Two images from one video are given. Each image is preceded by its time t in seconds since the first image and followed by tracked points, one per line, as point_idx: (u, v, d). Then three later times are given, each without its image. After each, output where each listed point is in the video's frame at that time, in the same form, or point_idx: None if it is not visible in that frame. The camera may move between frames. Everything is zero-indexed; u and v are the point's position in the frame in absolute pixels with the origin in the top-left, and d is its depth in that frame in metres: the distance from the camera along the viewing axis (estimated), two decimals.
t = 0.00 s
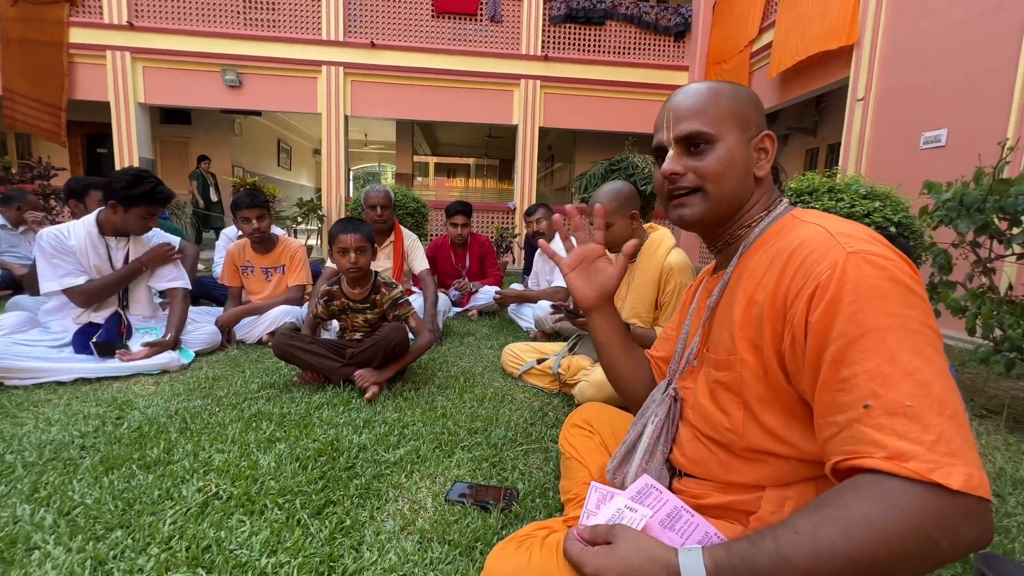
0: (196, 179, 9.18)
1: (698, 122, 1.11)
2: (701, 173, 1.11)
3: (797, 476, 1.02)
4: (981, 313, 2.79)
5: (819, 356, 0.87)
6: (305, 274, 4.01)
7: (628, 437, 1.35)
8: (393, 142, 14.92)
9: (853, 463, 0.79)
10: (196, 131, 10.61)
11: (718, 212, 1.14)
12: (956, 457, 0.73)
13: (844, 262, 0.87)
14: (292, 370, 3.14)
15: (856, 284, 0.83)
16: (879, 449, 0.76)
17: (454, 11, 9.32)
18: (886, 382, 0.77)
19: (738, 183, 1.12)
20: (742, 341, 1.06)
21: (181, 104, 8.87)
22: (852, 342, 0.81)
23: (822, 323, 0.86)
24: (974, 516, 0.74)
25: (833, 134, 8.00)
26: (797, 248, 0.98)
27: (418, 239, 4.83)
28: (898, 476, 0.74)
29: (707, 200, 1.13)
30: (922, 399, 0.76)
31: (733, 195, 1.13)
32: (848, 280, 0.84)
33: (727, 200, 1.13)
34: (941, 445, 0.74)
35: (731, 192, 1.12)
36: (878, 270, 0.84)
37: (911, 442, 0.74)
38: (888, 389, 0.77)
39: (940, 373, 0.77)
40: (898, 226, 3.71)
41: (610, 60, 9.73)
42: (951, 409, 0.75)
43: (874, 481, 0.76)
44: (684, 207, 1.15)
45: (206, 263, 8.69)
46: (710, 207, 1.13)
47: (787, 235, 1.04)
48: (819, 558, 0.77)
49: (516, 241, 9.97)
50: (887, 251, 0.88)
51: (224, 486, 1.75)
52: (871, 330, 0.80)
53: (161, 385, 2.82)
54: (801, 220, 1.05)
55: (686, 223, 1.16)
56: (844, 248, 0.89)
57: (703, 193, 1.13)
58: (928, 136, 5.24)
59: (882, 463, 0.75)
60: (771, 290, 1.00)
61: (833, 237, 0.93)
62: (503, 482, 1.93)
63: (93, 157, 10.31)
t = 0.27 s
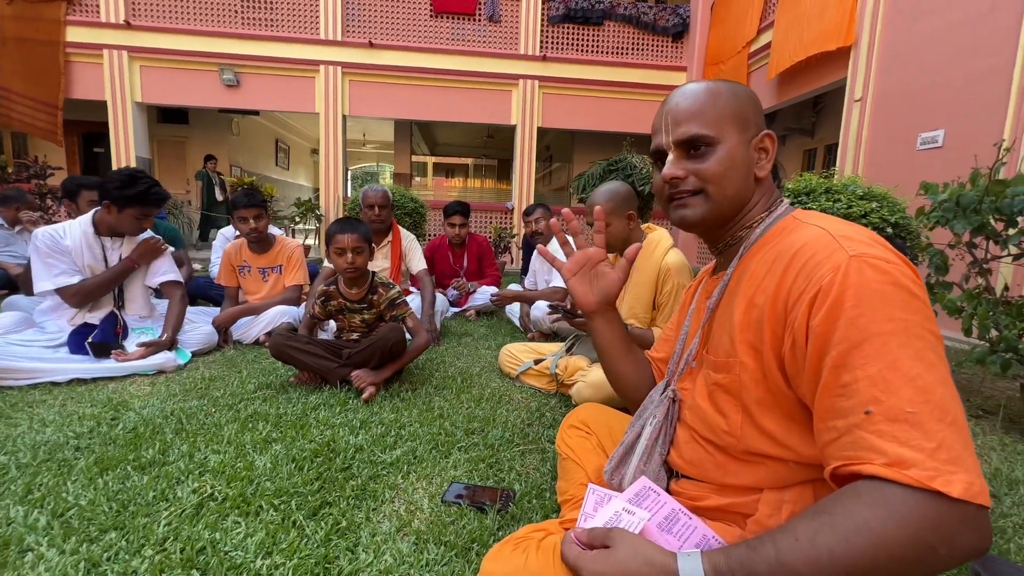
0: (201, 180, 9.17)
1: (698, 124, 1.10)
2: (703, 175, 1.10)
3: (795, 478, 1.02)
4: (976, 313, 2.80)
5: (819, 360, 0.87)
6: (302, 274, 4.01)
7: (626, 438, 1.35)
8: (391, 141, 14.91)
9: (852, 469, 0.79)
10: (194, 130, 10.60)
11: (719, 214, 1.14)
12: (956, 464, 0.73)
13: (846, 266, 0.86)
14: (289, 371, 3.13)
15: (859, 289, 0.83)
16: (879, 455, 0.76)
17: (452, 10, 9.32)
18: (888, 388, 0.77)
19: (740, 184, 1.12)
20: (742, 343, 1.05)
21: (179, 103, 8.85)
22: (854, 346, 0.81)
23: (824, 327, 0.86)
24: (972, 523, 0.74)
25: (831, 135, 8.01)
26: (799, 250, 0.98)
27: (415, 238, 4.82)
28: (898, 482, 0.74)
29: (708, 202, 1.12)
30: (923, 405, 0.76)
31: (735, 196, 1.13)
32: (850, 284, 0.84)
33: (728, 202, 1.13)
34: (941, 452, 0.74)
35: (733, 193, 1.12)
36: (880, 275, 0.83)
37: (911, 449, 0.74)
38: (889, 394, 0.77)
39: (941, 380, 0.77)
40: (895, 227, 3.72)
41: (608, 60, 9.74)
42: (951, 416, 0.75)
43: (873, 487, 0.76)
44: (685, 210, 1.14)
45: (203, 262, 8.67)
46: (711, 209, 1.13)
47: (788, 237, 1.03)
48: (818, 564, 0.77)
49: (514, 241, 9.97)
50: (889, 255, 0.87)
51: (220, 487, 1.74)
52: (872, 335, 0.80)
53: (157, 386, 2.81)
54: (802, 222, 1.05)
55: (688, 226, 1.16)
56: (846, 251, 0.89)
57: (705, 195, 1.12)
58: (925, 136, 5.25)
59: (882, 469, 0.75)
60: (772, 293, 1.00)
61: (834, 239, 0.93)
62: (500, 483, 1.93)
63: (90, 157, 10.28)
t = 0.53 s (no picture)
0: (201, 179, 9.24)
1: (710, 117, 1.09)
2: (713, 168, 1.09)
3: (793, 478, 1.01)
4: (973, 313, 2.80)
5: (819, 358, 0.86)
6: (299, 273, 4.00)
7: (623, 437, 1.34)
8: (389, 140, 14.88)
9: (850, 468, 0.79)
10: (191, 130, 10.56)
11: (727, 209, 1.13)
12: (955, 464, 0.73)
13: (848, 264, 0.86)
14: (286, 370, 3.12)
15: (860, 286, 0.82)
16: (877, 455, 0.76)
17: (450, 9, 9.30)
18: (887, 387, 0.77)
19: (749, 179, 1.11)
20: (741, 341, 1.04)
21: (176, 102, 8.82)
22: (854, 344, 0.81)
23: (825, 324, 0.85)
24: (970, 524, 0.74)
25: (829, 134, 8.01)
26: (800, 247, 0.97)
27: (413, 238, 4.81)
28: (897, 482, 0.74)
29: (718, 196, 1.11)
30: (922, 405, 0.75)
31: (745, 191, 1.12)
32: (851, 282, 0.83)
33: (737, 197, 1.12)
34: (940, 452, 0.73)
35: (743, 188, 1.11)
36: (882, 273, 0.83)
37: (910, 449, 0.74)
38: (889, 393, 0.76)
39: (941, 379, 0.77)
40: (893, 226, 3.73)
41: (606, 59, 9.73)
42: (951, 416, 0.75)
43: (872, 487, 0.76)
44: (693, 203, 1.13)
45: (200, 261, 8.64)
46: (721, 203, 1.11)
47: (789, 235, 1.03)
48: (816, 565, 0.76)
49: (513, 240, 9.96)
50: (891, 253, 0.87)
51: (216, 487, 1.73)
52: (873, 333, 0.79)
53: (153, 386, 2.80)
54: (804, 219, 1.04)
55: (696, 220, 1.14)
56: (848, 249, 0.88)
57: (715, 188, 1.11)
58: (923, 136, 5.26)
59: (880, 468, 0.75)
60: (772, 290, 0.99)
61: (836, 237, 0.92)
62: (497, 483, 1.92)
63: (87, 156, 10.24)
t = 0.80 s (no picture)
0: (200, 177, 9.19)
1: (713, 114, 1.08)
2: (716, 166, 1.08)
3: (791, 479, 1.01)
4: (972, 312, 2.79)
5: (818, 360, 0.86)
6: (297, 273, 3.98)
7: (622, 438, 1.34)
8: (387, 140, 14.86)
9: (850, 470, 0.78)
10: (188, 130, 10.53)
11: (730, 208, 1.12)
12: (954, 467, 0.72)
13: (847, 264, 0.85)
14: (283, 371, 3.11)
15: (859, 287, 0.82)
16: (876, 458, 0.75)
17: (449, 8, 9.28)
18: (886, 389, 0.76)
19: (751, 178, 1.10)
20: (739, 341, 1.03)
21: (173, 101, 8.80)
22: (854, 346, 0.80)
23: (823, 325, 0.84)
24: (970, 526, 0.73)
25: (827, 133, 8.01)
26: (798, 248, 0.96)
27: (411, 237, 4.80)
28: (896, 485, 0.73)
29: (720, 194, 1.10)
30: (922, 407, 0.74)
31: (746, 190, 1.11)
32: (851, 283, 0.83)
33: (738, 196, 1.11)
34: (940, 454, 0.72)
35: (744, 187, 1.10)
36: (882, 274, 0.82)
37: (911, 451, 0.73)
38: (887, 395, 0.76)
39: (940, 382, 0.76)
40: (891, 225, 3.73)
41: (604, 59, 9.71)
42: (951, 418, 0.74)
43: (873, 490, 0.75)
44: (695, 201, 1.12)
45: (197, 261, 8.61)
46: (723, 201, 1.10)
47: (788, 235, 1.02)
48: (815, 568, 0.76)
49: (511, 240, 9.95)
50: (891, 254, 0.86)
51: (212, 489, 1.72)
52: (872, 335, 0.79)
53: (149, 386, 2.79)
54: (802, 220, 1.03)
55: (698, 218, 1.13)
56: (847, 249, 0.87)
57: (717, 186, 1.09)
58: (921, 135, 5.25)
59: (880, 471, 0.74)
60: (771, 290, 0.98)
61: (835, 237, 0.92)
62: (496, 484, 1.91)
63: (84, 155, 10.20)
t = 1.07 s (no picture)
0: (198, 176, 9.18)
1: (705, 117, 1.08)
2: (708, 170, 1.08)
3: (787, 479, 1.01)
4: (969, 310, 2.79)
5: (813, 358, 0.85)
6: (295, 273, 3.98)
7: (619, 438, 1.34)
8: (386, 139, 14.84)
9: (846, 470, 0.78)
10: (186, 129, 10.50)
11: (722, 211, 1.12)
12: (950, 466, 0.72)
13: (842, 263, 0.84)
14: (281, 370, 3.10)
15: (855, 286, 0.81)
16: (871, 458, 0.75)
17: (447, 7, 9.26)
18: (881, 388, 0.76)
19: (743, 180, 1.10)
20: (734, 341, 1.03)
21: (172, 100, 8.78)
22: (849, 345, 0.79)
23: (818, 324, 0.84)
24: (965, 526, 0.73)
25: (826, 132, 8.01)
26: (793, 247, 0.96)
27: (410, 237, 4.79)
28: (891, 485, 0.73)
29: (711, 197, 1.10)
30: (918, 406, 0.74)
31: (738, 193, 1.11)
32: (846, 281, 0.82)
33: (729, 198, 1.11)
34: (936, 453, 0.72)
35: (736, 190, 1.10)
36: (877, 273, 0.82)
37: (906, 451, 0.73)
38: (883, 395, 0.75)
39: (935, 380, 0.75)
40: (889, 224, 3.73)
41: (603, 58, 9.70)
42: (946, 417, 0.74)
43: (868, 490, 0.74)
44: (687, 204, 1.12)
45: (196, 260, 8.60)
46: (715, 204, 1.10)
47: (784, 234, 1.02)
48: (810, 568, 0.76)
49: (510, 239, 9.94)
50: (886, 252, 0.85)
51: (209, 489, 1.72)
52: (867, 333, 0.78)
53: (146, 386, 2.78)
54: (798, 219, 1.03)
55: (689, 221, 1.13)
56: (842, 248, 0.87)
57: (709, 190, 1.10)
58: (919, 134, 5.26)
59: (875, 470, 0.74)
60: (766, 290, 0.98)
61: (830, 236, 0.91)
62: (493, 483, 1.91)
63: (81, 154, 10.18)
